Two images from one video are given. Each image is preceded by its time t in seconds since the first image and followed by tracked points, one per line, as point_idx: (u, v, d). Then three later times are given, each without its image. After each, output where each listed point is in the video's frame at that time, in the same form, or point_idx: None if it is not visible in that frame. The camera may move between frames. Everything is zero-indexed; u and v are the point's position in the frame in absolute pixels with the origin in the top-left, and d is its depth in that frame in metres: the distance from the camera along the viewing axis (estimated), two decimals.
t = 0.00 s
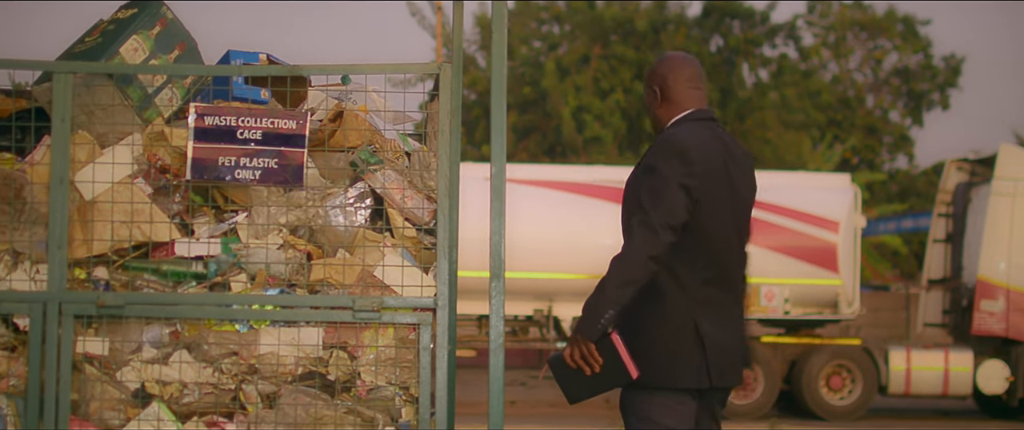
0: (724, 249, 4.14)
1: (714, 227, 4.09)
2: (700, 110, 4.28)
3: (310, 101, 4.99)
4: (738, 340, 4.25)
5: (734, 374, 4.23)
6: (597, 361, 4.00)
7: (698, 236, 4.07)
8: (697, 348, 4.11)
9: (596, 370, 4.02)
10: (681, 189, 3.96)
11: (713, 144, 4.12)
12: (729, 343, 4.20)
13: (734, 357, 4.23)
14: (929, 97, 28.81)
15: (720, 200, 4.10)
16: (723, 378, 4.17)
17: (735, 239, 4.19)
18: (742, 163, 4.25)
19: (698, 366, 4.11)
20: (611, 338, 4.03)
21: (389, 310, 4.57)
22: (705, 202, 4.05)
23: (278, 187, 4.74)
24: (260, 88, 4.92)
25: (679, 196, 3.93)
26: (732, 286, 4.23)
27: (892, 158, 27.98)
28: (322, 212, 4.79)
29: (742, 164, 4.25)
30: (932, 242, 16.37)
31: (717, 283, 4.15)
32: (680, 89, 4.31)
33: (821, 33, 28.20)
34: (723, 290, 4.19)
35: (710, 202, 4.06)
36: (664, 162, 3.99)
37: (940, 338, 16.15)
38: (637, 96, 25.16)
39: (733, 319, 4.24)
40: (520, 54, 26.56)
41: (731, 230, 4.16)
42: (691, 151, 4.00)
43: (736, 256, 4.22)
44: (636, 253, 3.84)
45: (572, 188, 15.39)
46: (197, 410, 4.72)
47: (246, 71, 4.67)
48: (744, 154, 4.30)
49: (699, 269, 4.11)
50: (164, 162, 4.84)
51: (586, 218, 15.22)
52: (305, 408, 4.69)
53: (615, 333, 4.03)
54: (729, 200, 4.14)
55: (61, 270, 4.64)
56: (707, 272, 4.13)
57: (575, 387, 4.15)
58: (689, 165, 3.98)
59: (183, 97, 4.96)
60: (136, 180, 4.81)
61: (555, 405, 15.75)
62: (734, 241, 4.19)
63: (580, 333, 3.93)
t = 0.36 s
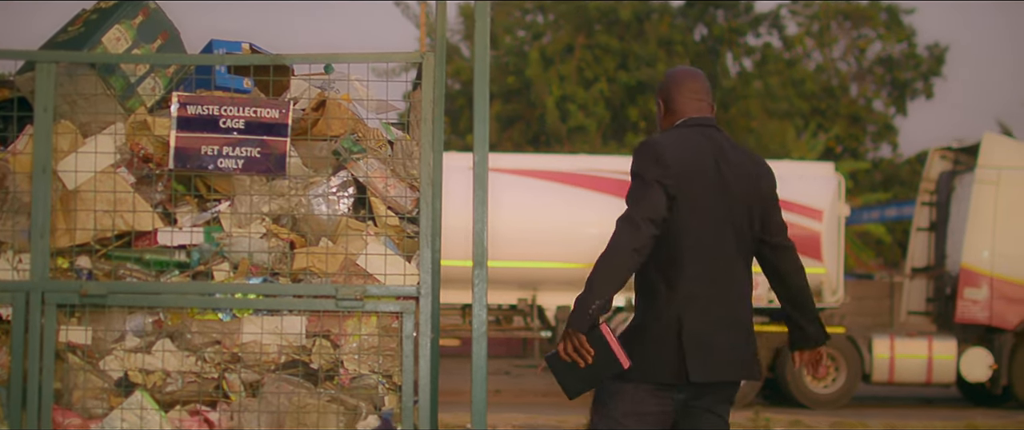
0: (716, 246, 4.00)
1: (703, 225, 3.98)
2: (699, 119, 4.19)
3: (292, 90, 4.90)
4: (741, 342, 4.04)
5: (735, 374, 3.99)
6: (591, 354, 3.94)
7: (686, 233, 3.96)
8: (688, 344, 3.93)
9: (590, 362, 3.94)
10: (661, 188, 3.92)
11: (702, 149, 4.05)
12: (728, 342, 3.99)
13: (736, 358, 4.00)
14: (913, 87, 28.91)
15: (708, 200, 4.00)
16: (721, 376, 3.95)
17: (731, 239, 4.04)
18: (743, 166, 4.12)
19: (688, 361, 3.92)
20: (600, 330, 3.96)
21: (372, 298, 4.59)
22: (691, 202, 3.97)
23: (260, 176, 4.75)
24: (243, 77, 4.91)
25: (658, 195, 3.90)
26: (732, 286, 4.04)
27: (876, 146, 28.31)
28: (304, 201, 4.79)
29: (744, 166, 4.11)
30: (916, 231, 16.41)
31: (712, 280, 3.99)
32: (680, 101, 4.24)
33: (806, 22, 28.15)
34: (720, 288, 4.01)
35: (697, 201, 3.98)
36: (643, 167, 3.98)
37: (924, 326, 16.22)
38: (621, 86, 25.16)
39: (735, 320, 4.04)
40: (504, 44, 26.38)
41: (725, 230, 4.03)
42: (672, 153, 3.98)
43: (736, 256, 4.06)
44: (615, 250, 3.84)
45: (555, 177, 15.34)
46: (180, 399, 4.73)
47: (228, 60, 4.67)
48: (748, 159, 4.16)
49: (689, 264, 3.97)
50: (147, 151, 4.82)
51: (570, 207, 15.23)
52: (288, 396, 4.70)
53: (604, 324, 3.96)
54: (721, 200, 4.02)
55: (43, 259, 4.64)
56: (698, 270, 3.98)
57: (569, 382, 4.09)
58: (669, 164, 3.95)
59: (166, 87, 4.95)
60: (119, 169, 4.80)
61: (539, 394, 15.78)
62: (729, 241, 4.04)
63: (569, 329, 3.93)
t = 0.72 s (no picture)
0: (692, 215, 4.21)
1: (678, 195, 4.20)
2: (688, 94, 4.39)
3: (272, 75, 4.87)
4: (722, 306, 4.24)
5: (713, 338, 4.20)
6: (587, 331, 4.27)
7: (663, 204, 4.20)
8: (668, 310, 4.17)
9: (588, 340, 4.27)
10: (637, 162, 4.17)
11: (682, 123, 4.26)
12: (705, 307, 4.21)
13: (715, 320, 4.21)
14: (894, 71, 29.25)
15: (685, 171, 4.21)
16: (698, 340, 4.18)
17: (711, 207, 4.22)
18: (725, 137, 4.29)
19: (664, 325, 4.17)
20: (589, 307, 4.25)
21: (353, 282, 4.59)
22: (666, 175, 4.19)
23: (240, 160, 4.74)
24: (224, 62, 4.87)
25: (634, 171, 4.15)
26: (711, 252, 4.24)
27: (857, 130, 28.55)
28: (285, 186, 4.79)
29: (726, 138, 4.29)
30: (897, 214, 16.51)
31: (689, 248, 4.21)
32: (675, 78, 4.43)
33: (788, 7, 28.15)
34: (697, 256, 4.22)
35: (672, 172, 4.20)
36: (622, 145, 4.22)
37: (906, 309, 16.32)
38: (603, 70, 25.21)
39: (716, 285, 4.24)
40: (486, 28, 26.31)
41: (704, 199, 4.23)
42: (649, 129, 4.21)
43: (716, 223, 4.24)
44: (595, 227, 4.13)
45: (538, 162, 15.32)
46: (161, 384, 4.73)
47: (208, 45, 4.66)
48: (733, 130, 4.33)
49: (666, 233, 4.20)
50: (127, 135, 4.79)
51: (553, 192, 15.25)
52: (269, 381, 4.71)
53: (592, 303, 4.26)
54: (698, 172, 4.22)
55: (24, 244, 4.64)
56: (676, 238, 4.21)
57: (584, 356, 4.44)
58: (645, 140, 4.19)
59: (146, 72, 4.90)
60: (98, 154, 4.79)
61: (522, 378, 15.84)
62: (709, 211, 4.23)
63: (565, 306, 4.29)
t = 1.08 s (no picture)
0: (671, 212, 4.14)
1: (655, 195, 4.15)
2: (671, 95, 4.33)
3: (258, 59, 4.86)
4: (710, 304, 4.12)
5: (703, 329, 4.08)
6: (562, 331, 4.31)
7: (639, 206, 4.17)
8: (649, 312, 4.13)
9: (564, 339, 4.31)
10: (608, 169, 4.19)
11: (659, 123, 4.22)
12: (692, 301, 4.11)
13: (704, 314, 4.10)
14: (881, 52, 29.36)
15: (662, 170, 4.15)
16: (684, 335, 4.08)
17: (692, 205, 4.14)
18: (706, 132, 4.20)
19: (648, 325, 4.14)
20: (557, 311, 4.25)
21: (340, 265, 4.61)
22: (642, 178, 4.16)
23: (226, 144, 4.75)
24: (208, 46, 4.83)
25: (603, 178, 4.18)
26: (696, 247, 4.13)
27: (844, 112, 28.59)
28: (271, 169, 4.79)
29: (706, 134, 4.20)
30: (884, 197, 16.48)
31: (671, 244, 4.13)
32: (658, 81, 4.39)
33: None
34: (680, 257, 4.14)
35: (648, 173, 4.16)
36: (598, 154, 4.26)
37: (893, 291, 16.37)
38: (589, 53, 25.19)
39: (704, 284, 4.13)
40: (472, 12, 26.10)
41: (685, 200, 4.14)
42: (621, 134, 4.20)
43: (700, 217, 4.14)
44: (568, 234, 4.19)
45: (524, 145, 15.27)
46: (149, 368, 4.73)
47: (192, 29, 4.66)
48: (716, 125, 4.23)
49: (645, 234, 4.16)
50: (112, 119, 4.79)
51: (540, 175, 15.23)
52: (257, 364, 4.72)
53: (563, 305, 4.25)
54: (677, 171, 4.15)
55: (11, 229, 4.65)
56: (656, 237, 4.15)
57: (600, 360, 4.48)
58: (615, 147, 4.19)
59: (130, 56, 4.86)
60: (84, 138, 4.78)
61: (510, 361, 15.88)
62: (691, 206, 4.14)
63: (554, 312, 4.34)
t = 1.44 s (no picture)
0: (653, 204, 4.19)
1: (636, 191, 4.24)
2: (653, 90, 4.38)
3: (249, 44, 4.84)
4: (698, 290, 4.13)
5: (692, 314, 4.11)
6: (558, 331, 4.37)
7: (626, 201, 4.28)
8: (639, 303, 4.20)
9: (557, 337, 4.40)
10: (592, 173, 4.34)
11: (636, 120, 4.30)
12: (680, 287, 4.13)
13: (692, 300, 4.11)
14: (871, 42, 28.93)
15: (640, 167, 4.24)
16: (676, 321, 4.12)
17: (675, 195, 4.18)
18: (683, 123, 4.24)
19: (642, 317, 4.21)
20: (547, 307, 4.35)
21: (329, 251, 4.62)
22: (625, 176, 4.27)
23: (217, 129, 4.75)
24: (199, 31, 4.81)
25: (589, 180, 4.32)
26: (680, 234, 4.16)
27: (835, 102, 28.46)
28: (261, 155, 4.79)
29: (682, 124, 4.24)
30: (874, 186, 16.51)
31: (654, 235, 4.18)
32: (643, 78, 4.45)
33: None
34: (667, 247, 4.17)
35: (630, 169, 4.26)
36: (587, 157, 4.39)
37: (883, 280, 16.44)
38: (580, 41, 25.07)
39: (692, 270, 4.14)
40: None
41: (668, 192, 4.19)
42: (600, 138, 4.34)
43: (682, 205, 4.17)
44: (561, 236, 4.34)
45: (515, 132, 15.24)
46: (138, 353, 4.73)
47: (185, 13, 4.67)
48: (695, 113, 4.25)
49: (631, 229, 4.25)
50: (103, 104, 4.78)
51: (530, 163, 15.23)
52: (246, 350, 4.72)
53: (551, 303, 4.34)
54: (657, 165, 4.22)
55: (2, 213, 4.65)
56: (641, 230, 4.22)
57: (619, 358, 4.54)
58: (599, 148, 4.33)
59: (122, 40, 4.83)
60: (75, 122, 4.77)
61: (500, 349, 15.93)
62: (672, 196, 4.18)
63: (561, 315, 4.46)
